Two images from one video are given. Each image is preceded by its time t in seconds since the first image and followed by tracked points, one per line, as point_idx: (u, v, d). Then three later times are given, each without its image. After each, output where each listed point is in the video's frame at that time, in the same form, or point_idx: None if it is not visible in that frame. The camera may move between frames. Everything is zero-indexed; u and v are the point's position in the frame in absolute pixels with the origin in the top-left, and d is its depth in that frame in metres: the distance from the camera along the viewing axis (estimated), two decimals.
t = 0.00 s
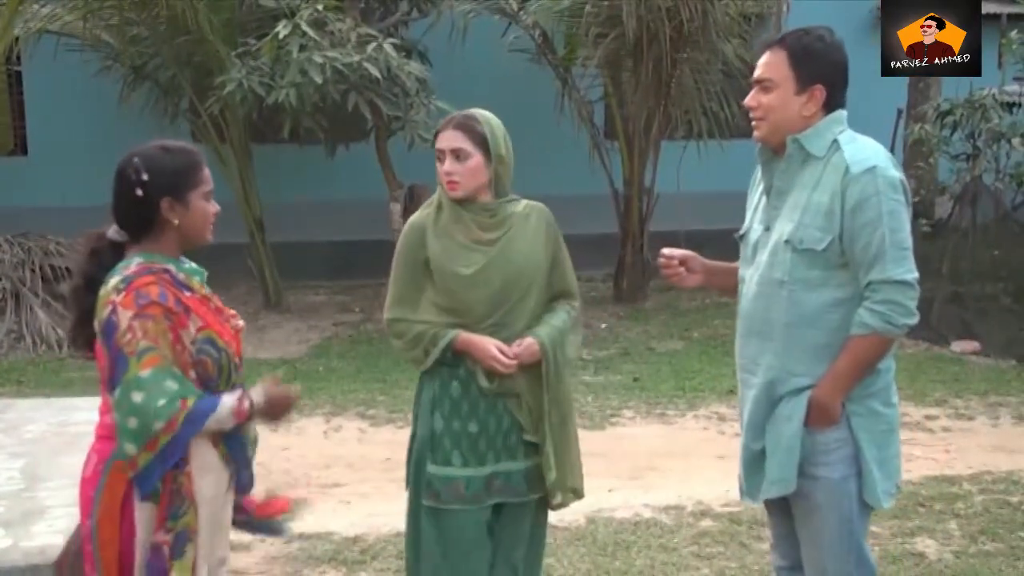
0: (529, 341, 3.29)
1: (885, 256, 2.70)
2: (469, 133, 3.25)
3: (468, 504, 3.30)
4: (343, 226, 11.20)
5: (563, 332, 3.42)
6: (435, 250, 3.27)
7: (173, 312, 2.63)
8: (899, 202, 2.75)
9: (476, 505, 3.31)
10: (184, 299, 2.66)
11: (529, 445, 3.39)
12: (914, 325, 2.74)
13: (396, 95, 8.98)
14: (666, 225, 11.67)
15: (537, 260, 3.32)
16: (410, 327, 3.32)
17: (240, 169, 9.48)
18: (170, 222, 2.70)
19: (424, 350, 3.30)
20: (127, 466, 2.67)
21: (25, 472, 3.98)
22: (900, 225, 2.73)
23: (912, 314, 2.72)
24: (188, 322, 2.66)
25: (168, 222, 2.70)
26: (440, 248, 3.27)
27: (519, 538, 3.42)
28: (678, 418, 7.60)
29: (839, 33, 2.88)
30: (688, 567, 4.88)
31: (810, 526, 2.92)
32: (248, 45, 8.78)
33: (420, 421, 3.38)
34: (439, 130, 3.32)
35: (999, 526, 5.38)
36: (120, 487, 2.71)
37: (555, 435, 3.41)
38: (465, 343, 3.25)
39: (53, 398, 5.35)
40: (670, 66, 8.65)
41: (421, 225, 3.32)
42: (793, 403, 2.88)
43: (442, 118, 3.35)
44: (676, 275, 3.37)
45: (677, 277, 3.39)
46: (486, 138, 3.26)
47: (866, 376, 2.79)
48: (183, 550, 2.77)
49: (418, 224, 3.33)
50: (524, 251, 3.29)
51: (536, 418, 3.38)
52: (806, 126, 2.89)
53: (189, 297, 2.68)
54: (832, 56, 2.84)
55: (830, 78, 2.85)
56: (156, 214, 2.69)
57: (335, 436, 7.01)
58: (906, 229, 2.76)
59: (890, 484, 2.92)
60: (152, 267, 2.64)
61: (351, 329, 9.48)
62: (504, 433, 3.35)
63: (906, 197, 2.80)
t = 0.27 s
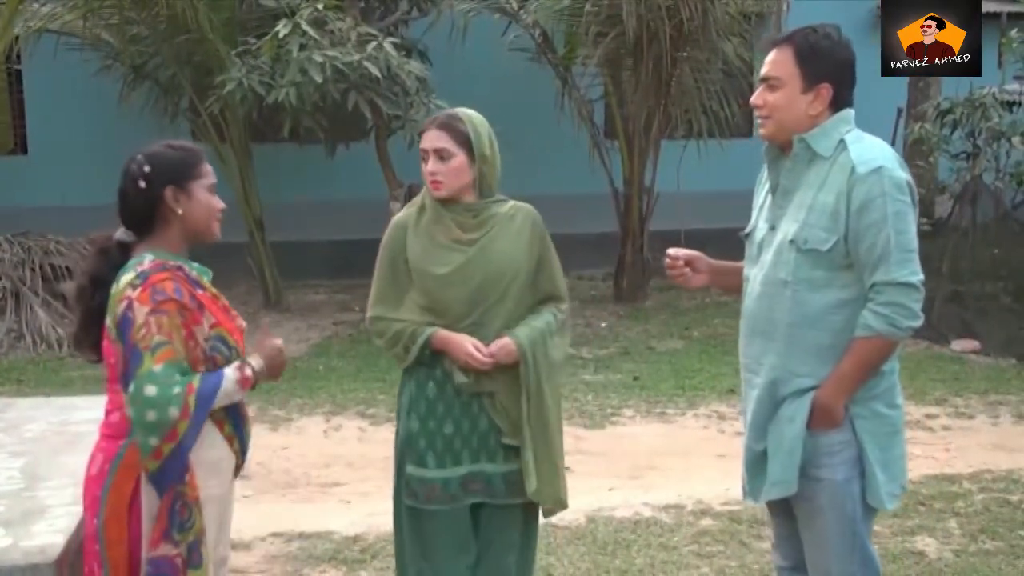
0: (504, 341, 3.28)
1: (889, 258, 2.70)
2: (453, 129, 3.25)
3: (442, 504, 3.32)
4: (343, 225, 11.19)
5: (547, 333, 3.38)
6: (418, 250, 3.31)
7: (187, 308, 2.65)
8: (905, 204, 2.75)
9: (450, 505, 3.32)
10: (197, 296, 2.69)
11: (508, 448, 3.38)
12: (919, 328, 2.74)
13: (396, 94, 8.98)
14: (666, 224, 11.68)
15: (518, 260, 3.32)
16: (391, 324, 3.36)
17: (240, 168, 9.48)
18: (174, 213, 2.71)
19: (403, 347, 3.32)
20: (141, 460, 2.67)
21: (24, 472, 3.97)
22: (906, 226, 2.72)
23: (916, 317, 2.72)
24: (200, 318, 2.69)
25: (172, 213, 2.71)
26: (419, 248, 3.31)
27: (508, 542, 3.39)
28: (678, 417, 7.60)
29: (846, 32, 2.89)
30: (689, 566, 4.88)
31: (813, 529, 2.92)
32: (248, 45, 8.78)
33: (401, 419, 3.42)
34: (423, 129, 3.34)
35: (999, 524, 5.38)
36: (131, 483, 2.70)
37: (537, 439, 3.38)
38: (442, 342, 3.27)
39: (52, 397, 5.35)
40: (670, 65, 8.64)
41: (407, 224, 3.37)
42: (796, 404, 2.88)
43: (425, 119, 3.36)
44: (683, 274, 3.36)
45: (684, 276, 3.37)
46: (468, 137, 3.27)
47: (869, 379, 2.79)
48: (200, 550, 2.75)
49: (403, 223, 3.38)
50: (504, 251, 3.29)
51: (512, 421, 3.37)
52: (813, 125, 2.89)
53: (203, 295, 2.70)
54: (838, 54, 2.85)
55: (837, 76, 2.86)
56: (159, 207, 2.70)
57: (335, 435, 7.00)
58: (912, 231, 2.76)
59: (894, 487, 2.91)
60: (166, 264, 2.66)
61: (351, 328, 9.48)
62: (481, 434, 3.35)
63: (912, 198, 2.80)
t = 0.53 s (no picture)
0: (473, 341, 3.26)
1: (897, 260, 2.69)
2: (442, 131, 3.25)
3: (420, 507, 3.32)
4: (343, 224, 11.19)
5: (528, 337, 3.38)
6: (398, 251, 3.34)
7: (193, 304, 2.65)
8: (914, 206, 2.74)
9: (427, 507, 3.33)
10: (204, 294, 2.69)
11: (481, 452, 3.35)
12: (926, 331, 2.74)
13: (396, 93, 8.98)
14: (666, 224, 11.68)
15: (498, 262, 3.31)
16: (369, 324, 3.38)
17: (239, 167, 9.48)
18: (187, 218, 2.72)
19: (377, 346, 3.34)
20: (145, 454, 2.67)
21: (24, 471, 3.97)
22: (914, 229, 2.72)
23: (924, 319, 2.72)
24: (207, 315, 2.69)
25: (185, 218, 2.71)
26: (399, 249, 3.34)
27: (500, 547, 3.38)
28: (678, 416, 7.60)
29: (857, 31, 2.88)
30: (689, 566, 4.89)
31: (817, 531, 2.92)
32: (248, 44, 8.77)
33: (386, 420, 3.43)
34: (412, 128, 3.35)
35: (999, 523, 5.38)
36: (134, 482, 2.70)
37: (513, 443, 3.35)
38: (411, 344, 3.27)
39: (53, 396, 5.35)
40: (670, 65, 8.64)
41: (394, 225, 3.41)
42: (801, 406, 2.88)
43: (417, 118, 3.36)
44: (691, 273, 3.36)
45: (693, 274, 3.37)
46: (454, 139, 3.26)
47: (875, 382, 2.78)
48: (209, 548, 2.76)
49: (391, 223, 3.41)
50: (484, 253, 3.29)
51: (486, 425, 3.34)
52: (822, 124, 2.89)
53: (209, 292, 2.71)
54: (849, 52, 2.84)
55: (846, 75, 2.85)
56: (173, 212, 2.70)
57: (335, 434, 7.01)
58: (921, 233, 2.75)
59: (899, 489, 2.93)
60: (174, 263, 2.66)
61: (351, 327, 9.49)
62: (458, 437, 3.35)
63: (921, 200, 2.79)
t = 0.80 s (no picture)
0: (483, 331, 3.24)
1: (904, 262, 2.69)
2: (440, 129, 3.25)
3: (413, 505, 3.34)
4: (343, 223, 11.19)
5: (533, 334, 3.35)
6: (395, 251, 3.35)
7: (195, 309, 2.65)
8: (923, 207, 2.73)
9: (420, 506, 3.34)
10: (206, 296, 2.69)
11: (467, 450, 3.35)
12: (933, 333, 2.73)
13: (396, 91, 8.98)
14: (666, 222, 11.70)
15: (491, 263, 3.29)
16: (370, 325, 3.41)
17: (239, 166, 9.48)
18: (190, 220, 2.72)
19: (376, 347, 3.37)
20: (148, 459, 2.68)
21: (25, 469, 3.98)
22: (923, 230, 2.71)
23: (931, 321, 2.71)
24: (210, 320, 2.69)
25: (188, 220, 2.72)
26: (395, 249, 3.35)
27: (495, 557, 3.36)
28: (678, 415, 7.60)
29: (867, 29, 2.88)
30: (689, 564, 4.89)
31: (822, 531, 2.93)
32: (248, 43, 8.77)
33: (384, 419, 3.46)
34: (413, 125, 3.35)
35: (1000, 522, 5.38)
36: (141, 483, 2.71)
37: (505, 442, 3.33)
38: (402, 346, 3.29)
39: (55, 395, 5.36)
40: (670, 63, 8.65)
41: (394, 224, 3.42)
42: (807, 406, 2.89)
43: (417, 115, 3.36)
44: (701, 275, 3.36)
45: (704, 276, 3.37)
46: (454, 138, 3.26)
47: (880, 384, 2.79)
48: (215, 549, 2.75)
49: (391, 223, 3.43)
50: (476, 254, 3.28)
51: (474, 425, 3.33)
52: (832, 122, 2.89)
53: (213, 295, 2.70)
54: (859, 51, 2.84)
55: (856, 73, 2.85)
56: (176, 214, 2.70)
57: (336, 433, 7.01)
58: (930, 235, 2.74)
59: (906, 490, 2.94)
60: (175, 264, 2.67)
61: (351, 325, 9.49)
62: (450, 436, 3.36)
63: (931, 201, 2.79)
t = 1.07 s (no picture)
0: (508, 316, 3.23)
1: (910, 263, 2.69)
2: (446, 126, 3.26)
3: (414, 503, 3.35)
4: (342, 223, 11.18)
5: (549, 331, 3.34)
6: (402, 250, 3.37)
7: (194, 312, 2.65)
8: (930, 207, 2.73)
9: (422, 504, 3.35)
10: (204, 298, 2.68)
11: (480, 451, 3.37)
12: (939, 334, 2.73)
13: (396, 90, 8.97)
14: (666, 221, 11.70)
15: (497, 261, 3.30)
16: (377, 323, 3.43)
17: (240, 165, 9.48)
18: (191, 219, 2.72)
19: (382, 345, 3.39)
20: (148, 461, 2.68)
21: (26, 468, 3.98)
22: (929, 231, 2.71)
23: (937, 323, 2.71)
24: (209, 322, 2.69)
25: (188, 220, 2.72)
26: (403, 248, 3.37)
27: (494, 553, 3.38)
28: (679, 414, 7.60)
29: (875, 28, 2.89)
30: (689, 563, 4.89)
31: (828, 531, 2.93)
32: (248, 41, 8.77)
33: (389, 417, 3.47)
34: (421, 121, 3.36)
35: (1000, 521, 5.38)
36: (140, 483, 2.71)
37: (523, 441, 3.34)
38: (405, 344, 3.30)
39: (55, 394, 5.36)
40: (670, 62, 8.65)
41: (402, 222, 3.44)
42: (811, 406, 2.89)
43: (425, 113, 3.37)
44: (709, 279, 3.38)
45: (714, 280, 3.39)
46: (462, 136, 3.27)
47: (886, 385, 2.79)
48: (211, 553, 2.73)
49: (400, 222, 3.45)
50: (482, 252, 3.29)
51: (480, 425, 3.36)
52: (839, 121, 2.90)
53: (210, 297, 2.70)
54: (866, 50, 2.85)
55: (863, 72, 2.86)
56: (178, 213, 2.70)
57: (336, 431, 7.02)
58: (936, 235, 2.74)
59: (910, 490, 2.92)
60: (173, 267, 2.66)
61: (351, 325, 9.49)
62: (453, 435, 3.37)
63: (937, 202, 2.78)
